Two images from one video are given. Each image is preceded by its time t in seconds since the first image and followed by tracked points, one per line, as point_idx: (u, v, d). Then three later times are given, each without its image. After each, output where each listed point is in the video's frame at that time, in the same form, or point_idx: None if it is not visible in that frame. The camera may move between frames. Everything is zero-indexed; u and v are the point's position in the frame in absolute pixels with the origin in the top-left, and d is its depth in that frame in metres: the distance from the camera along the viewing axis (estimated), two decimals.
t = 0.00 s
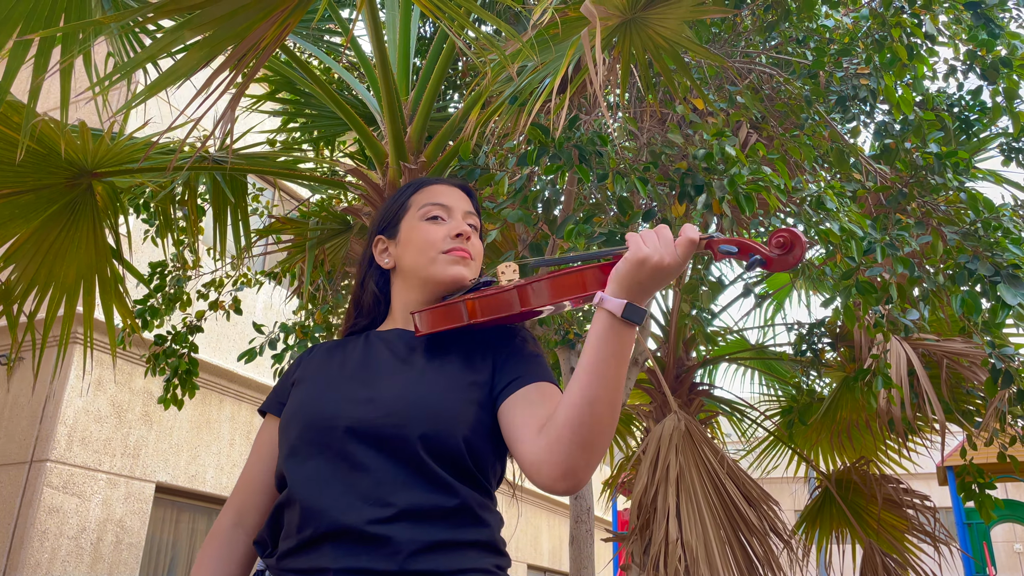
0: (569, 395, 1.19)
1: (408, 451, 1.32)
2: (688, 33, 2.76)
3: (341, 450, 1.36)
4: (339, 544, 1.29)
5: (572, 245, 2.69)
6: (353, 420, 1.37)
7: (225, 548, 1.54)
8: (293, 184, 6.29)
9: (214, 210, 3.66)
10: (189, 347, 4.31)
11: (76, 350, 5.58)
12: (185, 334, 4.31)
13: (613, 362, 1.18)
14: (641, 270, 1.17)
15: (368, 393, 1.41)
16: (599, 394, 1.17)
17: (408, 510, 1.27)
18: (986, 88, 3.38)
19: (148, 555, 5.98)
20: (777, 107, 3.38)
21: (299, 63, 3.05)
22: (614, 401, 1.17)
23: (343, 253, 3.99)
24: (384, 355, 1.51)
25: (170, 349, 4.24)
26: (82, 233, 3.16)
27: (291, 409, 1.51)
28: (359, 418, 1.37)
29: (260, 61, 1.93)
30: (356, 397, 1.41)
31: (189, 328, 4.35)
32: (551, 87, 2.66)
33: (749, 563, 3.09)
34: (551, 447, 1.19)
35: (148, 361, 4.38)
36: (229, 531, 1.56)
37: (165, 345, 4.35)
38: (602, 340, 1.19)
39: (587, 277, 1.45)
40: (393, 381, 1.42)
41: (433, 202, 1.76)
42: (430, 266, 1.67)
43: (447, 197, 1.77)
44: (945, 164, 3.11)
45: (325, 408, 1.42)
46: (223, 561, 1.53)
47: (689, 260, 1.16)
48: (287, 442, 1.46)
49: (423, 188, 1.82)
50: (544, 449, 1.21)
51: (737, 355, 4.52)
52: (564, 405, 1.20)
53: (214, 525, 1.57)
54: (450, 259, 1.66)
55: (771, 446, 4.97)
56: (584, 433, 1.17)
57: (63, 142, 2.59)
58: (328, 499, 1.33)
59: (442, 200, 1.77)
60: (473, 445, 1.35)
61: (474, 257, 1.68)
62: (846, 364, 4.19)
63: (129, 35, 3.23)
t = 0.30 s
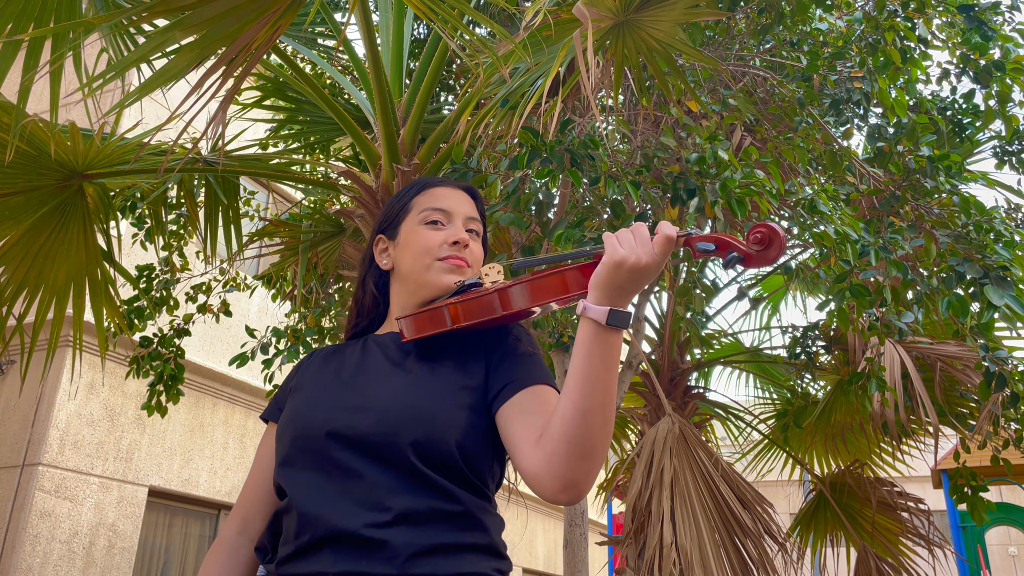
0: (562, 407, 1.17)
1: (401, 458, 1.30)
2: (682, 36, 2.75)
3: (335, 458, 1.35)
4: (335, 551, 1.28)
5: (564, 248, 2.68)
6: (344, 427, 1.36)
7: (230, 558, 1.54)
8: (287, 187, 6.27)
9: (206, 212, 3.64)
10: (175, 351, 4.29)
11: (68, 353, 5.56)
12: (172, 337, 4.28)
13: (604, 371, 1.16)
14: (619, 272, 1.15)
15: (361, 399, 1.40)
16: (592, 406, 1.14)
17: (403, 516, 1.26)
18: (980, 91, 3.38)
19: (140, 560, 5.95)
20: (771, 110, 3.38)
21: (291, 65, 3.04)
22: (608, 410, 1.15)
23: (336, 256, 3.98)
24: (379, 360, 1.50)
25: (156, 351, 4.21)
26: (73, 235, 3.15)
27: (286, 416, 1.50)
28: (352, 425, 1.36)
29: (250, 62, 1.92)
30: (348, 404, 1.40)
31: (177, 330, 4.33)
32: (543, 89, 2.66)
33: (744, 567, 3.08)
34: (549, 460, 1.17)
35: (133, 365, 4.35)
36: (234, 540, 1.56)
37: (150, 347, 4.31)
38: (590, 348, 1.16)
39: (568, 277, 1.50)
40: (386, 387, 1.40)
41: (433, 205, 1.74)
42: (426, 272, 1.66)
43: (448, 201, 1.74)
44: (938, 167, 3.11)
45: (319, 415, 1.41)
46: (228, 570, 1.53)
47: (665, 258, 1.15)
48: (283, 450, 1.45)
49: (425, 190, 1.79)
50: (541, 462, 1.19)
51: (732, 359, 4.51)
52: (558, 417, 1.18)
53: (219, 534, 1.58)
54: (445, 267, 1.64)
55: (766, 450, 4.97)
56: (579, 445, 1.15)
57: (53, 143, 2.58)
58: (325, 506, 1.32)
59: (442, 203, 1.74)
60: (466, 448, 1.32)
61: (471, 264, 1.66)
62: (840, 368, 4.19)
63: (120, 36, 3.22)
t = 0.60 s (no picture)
0: (567, 426, 1.14)
1: (407, 470, 1.29)
2: (673, 41, 2.75)
3: (341, 472, 1.34)
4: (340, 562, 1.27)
5: (555, 254, 2.68)
6: (348, 441, 1.35)
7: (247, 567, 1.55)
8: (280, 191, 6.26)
9: (196, 216, 3.63)
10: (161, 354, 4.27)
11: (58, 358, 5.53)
12: (159, 340, 4.26)
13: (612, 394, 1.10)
14: (633, 293, 1.06)
15: (367, 412, 1.39)
16: (598, 429, 1.11)
17: (409, 527, 1.24)
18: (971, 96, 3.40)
19: (131, 566, 5.91)
20: (762, 114, 3.38)
21: (282, 69, 3.03)
22: (615, 432, 1.11)
23: (328, 260, 3.97)
24: (387, 372, 1.49)
25: (142, 354, 4.19)
26: (62, 241, 3.13)
27: (295, 429, 1.49)
28: (357, 438, 1.35)
29: (242, 67, 1.90)
30: (353, 418, 1.39)
31: (165, 334, 4.31)
32: (533, 94, 2.66)
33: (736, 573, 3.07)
34: (555, 478, 1.15)
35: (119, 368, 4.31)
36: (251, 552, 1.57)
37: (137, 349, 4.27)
38: (599, 371, 1.10)
39: (560, 294, 1.54)
40: (391, 399, 1.39)
41: (433, 212, 1.72)
42: (425, 281, 1.65)
43: (448, 207, 1.72)
44: (928, 171, 3.12)
45: (325, 429, 1.41)
46: None
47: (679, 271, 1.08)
48: (291, 463, 1.44)
49: (427, 197, 1.78)
50: (546, 482, 1.17)
51: (725, 363, 4.51)
52: (564, 436, 1.14)
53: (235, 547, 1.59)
54: (444, 276, 1.64)
55: (759, 455, 4.97)
56: (585, 467, 1.12)
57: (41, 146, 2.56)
58: (331, 517, 1.31)
59: (443, 209, 1.72)
60: (471, 458, 1.31)
61: (471, 272, 1.65)
62: (833, 372, 4.19)
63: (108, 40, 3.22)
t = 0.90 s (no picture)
0: (546, 443, 1.13)
1: (415, 479, 1.28)
2: (666, 45, 2.76)
3: (348, 481, 1.34)
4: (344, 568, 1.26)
5: (548, 258, 2.67)
6: (357, 450, 1.35)
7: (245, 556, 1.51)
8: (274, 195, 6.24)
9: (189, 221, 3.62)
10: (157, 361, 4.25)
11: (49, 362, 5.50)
12: (155, 347, 4.25)
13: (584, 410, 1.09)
14: (593, 311, 1.05)
15: (377, 422, 1.39)
16: (572, 446, 1.10)
17: (413, 537, 1.23)
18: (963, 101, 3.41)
19: (123, 571, 5.88)
20: (755, 119, 3.39)
21: (275, 73, 3.02)
22: (590, 449, 1.10)
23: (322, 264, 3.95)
24: (402, 382, 1.49)
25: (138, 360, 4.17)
26: (52, 248, 3.09)
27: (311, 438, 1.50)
28: (365, 447, 1.35)
29: (234, 71, 1.88)
30: (365, 427, 1.39)
31: (160, 341, 4.29)
32: (526, 98, 2.66)
33: None
34: (534, 497, 1.14)
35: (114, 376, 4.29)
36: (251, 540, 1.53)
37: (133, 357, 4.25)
38: (569, 389, 1.09)
39: (553, 314, 1.49)
40: (401, 408, 1.39)
41: (440, 221, 1.71)
42: (433, 292, 1.65)
43: (454, 216, 1.71)
44: (921, 176, 3.12)
45: (334, 437, 1.41)
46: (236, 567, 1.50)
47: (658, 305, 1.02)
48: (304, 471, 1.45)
49: (435, 207, 1.77)
50: (528, 499, 1.16)
51: (719, 368, 4.51)
52: (542, 450, 1.14)
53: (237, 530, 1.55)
54: (452, 285, 1.63)
55: (753, 459, 4.97)
56: (561, 484, 1.11)
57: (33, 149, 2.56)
58: (336, 525, 1.30)
59: (449, 218, 1.71)
60: (480, 467, 1.29)
61: (478, 281, 1.63)
62: (826, 377, 4.20)
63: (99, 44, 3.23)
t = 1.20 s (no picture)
0: (531, 432, 1.13)
1: (410, 483, 1.28)
2: (663, 50, 2.75)
3: (339, 482, 1.33)
4: None
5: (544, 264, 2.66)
6: (349, 452, 1.34)
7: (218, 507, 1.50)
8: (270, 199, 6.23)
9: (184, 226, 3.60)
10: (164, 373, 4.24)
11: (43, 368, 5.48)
12: (159, 359, 4.24)
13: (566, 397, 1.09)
14: (563, 294, 1.02)
15: (371, 426, 1.38)
16: (555, 432, 1.09)
17: (405, 544, 1.22)
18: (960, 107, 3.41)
19: None
20: (753, 124, 3.38)
21: (272, 78, 3.00)
22: (576, 435, 1.09)
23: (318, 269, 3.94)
24: (399, 389, 1.48)
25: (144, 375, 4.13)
26: (42, 250, 3.05)
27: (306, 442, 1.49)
28: (359, 450, 1.34)
29: (226, 72, 1.86)
30: (360, 429, 1.39)
31: (163, 351, 4.27)
32: (522, 104, 2.65)
33: None
34: (522, 488, 1.13)
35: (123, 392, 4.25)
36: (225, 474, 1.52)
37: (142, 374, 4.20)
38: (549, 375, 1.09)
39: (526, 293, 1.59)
40: (398, 413, 1.39)
41: (435, 233, 1.71)
42: (428, 302, 1.64)
43: (449, 227, 1.71)
44: (919, 181, 3.11)
45: (327, 439, 1.40)
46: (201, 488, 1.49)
47: (620, 274, 0.95)
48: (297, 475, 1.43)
49: (430, 220, 1.77)
50: (516, 491, 1.15)
51: (715, 373, 4.51)
52: (528, 441, 1.13)
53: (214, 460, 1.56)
54: (447, 294, 1.62)
55: (750, 465, 4.96)
56: (546, 471, 1.10)
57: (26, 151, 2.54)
58: (327, 530, 1.29)
59: (444, 229, 1.71)
60: (475, 472, 1.29)
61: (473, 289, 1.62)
62: (823, 383, 4.20)
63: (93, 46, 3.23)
